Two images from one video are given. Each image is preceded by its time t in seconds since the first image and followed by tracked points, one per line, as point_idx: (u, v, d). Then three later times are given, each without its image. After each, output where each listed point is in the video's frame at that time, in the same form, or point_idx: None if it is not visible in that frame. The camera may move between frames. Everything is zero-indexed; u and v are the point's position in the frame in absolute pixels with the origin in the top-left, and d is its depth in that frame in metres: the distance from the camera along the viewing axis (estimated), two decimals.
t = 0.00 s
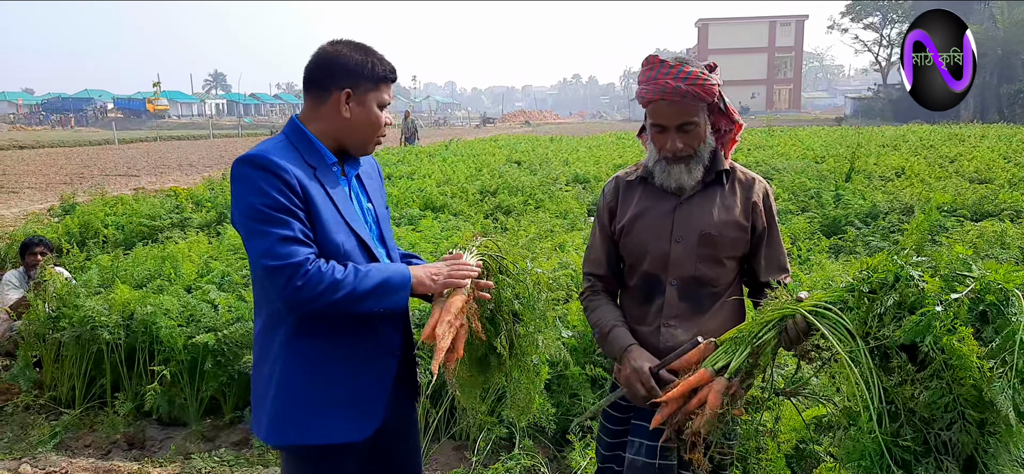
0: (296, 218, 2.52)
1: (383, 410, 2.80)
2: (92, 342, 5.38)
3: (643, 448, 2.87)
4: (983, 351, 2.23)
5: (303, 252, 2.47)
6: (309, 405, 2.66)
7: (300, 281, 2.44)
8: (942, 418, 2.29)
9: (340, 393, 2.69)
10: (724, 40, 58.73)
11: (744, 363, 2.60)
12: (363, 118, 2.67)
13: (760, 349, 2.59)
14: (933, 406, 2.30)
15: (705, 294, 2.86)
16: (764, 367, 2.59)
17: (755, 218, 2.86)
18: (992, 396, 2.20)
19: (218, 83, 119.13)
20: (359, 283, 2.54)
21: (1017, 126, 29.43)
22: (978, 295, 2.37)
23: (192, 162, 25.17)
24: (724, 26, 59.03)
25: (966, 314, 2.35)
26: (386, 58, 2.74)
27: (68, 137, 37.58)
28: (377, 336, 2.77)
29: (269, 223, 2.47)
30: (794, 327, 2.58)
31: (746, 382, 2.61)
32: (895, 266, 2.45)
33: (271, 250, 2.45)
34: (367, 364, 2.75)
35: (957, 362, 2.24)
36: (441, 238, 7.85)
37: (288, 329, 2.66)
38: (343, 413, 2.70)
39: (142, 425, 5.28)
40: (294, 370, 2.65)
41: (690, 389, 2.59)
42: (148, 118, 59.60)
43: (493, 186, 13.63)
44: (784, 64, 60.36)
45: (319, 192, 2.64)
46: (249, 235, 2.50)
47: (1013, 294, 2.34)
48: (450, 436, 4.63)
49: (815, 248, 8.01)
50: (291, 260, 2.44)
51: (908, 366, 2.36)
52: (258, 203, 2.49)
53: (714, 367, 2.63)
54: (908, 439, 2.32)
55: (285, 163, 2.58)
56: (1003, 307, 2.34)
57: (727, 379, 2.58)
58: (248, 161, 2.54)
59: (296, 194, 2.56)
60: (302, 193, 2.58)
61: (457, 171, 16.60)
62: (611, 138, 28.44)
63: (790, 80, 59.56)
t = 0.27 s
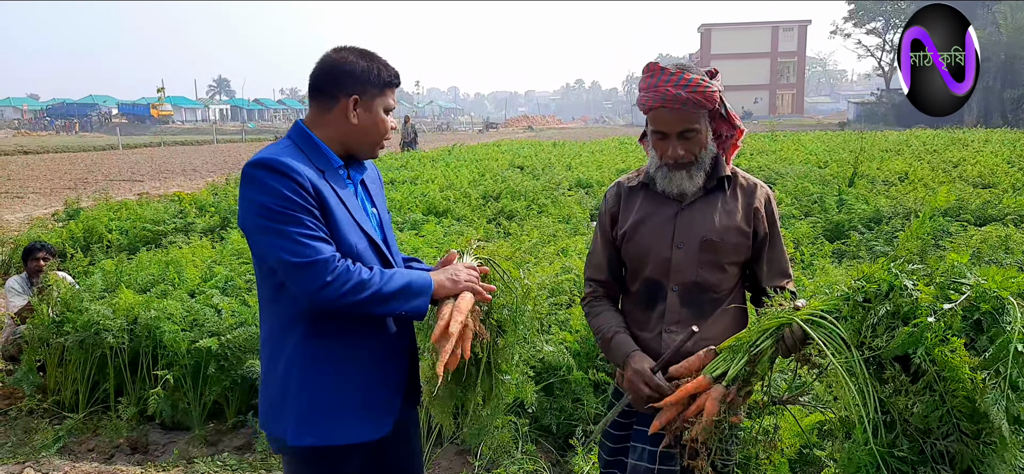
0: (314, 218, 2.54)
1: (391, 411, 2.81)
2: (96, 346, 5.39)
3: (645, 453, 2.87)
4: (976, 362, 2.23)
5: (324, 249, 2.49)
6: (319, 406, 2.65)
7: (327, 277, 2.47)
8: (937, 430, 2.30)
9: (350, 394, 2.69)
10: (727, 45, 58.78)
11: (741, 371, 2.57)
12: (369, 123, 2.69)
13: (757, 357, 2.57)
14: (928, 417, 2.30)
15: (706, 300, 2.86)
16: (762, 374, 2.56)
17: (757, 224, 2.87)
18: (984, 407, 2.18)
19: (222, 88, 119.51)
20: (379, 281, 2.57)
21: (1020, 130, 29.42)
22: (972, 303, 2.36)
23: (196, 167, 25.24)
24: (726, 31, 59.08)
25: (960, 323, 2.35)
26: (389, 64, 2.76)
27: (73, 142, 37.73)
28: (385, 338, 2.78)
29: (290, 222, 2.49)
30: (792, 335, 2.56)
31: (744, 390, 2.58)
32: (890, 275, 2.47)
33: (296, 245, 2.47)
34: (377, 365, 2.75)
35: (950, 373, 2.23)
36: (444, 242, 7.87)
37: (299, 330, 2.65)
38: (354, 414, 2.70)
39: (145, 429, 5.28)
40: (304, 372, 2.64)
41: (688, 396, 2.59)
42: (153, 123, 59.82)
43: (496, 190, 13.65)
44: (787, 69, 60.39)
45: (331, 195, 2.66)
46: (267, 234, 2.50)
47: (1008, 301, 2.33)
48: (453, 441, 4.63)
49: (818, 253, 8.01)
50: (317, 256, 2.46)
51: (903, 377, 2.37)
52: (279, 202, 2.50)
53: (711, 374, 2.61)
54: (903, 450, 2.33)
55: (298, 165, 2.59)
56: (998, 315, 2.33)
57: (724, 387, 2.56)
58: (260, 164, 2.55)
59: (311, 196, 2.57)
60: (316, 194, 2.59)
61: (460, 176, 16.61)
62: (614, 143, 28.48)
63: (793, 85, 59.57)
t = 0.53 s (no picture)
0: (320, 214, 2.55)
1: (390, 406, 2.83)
2: (92, 344, 5.38)
3: (640, 451, 2.88)
4: (978, 375, 2.24)
5: (331, 243, 2.50)
6: (322, 404, 2.65)
7: (338, 268, 2.47)
8: (936, 440, 2.30)
9: (352, 391, 2.69)
10: (724, 43, 58.81)
11: (740, 371, 2.58)
12: (364, 119, 2.67)
13: (757, 358, 2.57)
14: (927, 428, 2.30)
15: (702, 299, 2.86)
16: (760, 374, 2.56)
17: (753, 224, 2.87)
18: (985, 421, 2.20)
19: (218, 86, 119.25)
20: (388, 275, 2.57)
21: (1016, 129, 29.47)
22: (975, 317, 2.36)
23: (193, 165, 25.19)
24: (724, 29, 59.10)
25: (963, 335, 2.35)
26: (385, 60, 2.74)
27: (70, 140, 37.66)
28: (387, 334, 2.80)
29: (299, 217, 2.49)
30: (792, 337, 2.57)
31: (742, 390, 2.58)
32: (896, 285, 2.45)
33: (300, 241, 2.47)
34: (379, 362, 2.77)
35: (953, 386, 2.24)
36: (441, 240, 7.86)
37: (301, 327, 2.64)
38: (356, 411, 2.71)
39: (141, 427, 5.27)
40: (307, 369, 2.64)
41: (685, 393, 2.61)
42: (149, 120, 59.70)
43: (493, 189, 13.64)
44: (784, 67, 60.43)
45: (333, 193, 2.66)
46: (271, 229, 2.50)
47: (1011, 317, 2.34)
48: (450, 440, 4.63)
49: (815, 251, 8.03)
50: (325, 249, 2.47)
51: (903, 385, 2.35)
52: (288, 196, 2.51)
53: (709, 373, 2.63)
54: (899, 459, 2.32)
55: (299, 163, 2.59)
56: (1000, 330, 2.35)
57: (722, 387, 2.57)
58: (262, 161, 2.54)
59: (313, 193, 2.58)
60: (317, 191, 2.60)
61: (458, 174, 16.59)
62: (611, 141, 28.50)
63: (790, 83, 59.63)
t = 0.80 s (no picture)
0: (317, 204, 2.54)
1: (394, 401, 2.81)
2: (85, 345, 5.35)
3: (637, 453, 2.88)
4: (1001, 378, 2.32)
5: (328, 230, 2.48)
6: (324, 399, 2.64)
7: (338, 252, 2.44)
8: (962, 442, 2.34)
9: (354, 385, 2.68)
10: (720, 44, 58.92)
11: (754, 378, 2.54)
12: (342, 115, 2.62)
13: (769, 364, 2.55)
14: (954, 430, 2.34)
15: (698, 301, 2.85)
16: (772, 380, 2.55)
17: (749, 225, 2.87)
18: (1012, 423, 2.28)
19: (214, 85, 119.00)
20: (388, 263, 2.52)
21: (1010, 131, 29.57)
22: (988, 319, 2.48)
23: (188, 164, 25.10)
24: (719, 30, 59.18)
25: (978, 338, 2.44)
26: (369, 53, 2.68)
27: (65, 139, 37.53)
28: (387, 329, 2.79)
29: (296, 207, 2.49)
30: (805, 342, 2.56)
31: (756, 396, 2.55)
32: (908, 288, 2.49)
33: (298, 235, 2.46)
34: (380, 355, 2.75)
35: (978, 389, 2.30)
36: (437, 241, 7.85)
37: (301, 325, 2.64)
38: (359, 406, 2.69)
39: (135, 428, 5.24)
40: (308, 364, 2.63)
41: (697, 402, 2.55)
42: (144, 119, 59.50)
43: (489, 189, 13.63)
44: (780, 68, 60.53)
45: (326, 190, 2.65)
46: (269, 226, 2.50)
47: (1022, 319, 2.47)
48: (445, 440, 4.63)
49: (810, 252, 8.05)
50: (323, 236, 2.45)
51: (926, 389, 2.39)
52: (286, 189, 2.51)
53: (721, 381, 2.58)
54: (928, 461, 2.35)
55: (291, 162, 2.59)
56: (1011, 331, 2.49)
57: (737, 394, 2.53)
58: (253, 162, 2.54)
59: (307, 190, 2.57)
60: (311, 189, 2.59)
61: (453, 174, 16.57)
62: (607, 142, 28.51)
63: (785, 84, 59.75)
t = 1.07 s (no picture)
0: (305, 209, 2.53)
1: (387, 409, 2.78)
2: (78, 351, 5.31)
3: (633, 461, 2.89)
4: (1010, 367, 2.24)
5: (315, 234, 2.47)
6: (316, 406, 2.62)
7: (323, 255, 2.42)
8: (982, 437, 2.28)
9: (346, 392, 2.66)
10: (714, 49, 59.15)
11: (767, 391, 2.53)
12: (330, 118, 2.62)
13: (779, 376, 2.54)
14: (972, 426, 2.28)
15: (694, 304, 2.85)
16: (785, 391, 2.54)
17: (744, 232, 2.87)
18: None
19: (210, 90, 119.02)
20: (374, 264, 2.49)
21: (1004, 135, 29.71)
22: (989, 308, 2.39)
23: (183, 170, 25.05)
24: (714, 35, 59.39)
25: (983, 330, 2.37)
26: (354, 53, 2.67)
27: (60, 144, 37.48)
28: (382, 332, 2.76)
29: (283, 212, 2.48)
30: (811, 350, 2.55)
31: (770, 409, 2.54)
32: (907, 287, 2.47)
33: (283, 240, 2.44)
34: (372, 362, 2.72)
35: (990, 383, 2.23)
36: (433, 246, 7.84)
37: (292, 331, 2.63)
38: (351, 413, 2.67)
39: (128, 435, 5.21)
40: (299, 370, 2.62)
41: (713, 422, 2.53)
42: (139, 124, 59.38)
43: (484, 194, 13.63)
44: (774, 73, 60.75)
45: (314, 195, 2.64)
46: (256, 233, 2.49)
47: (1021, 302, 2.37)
48: (441, 446, 4.61)
49: (805, 257, 8.07)
50: (310, 239, 2.44)
51: (938, 387, 2.36)
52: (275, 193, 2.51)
53: (733, 397, 2.56)
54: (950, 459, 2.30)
55: (278, 168, 2.57)
56: (1013, 316, 2.37)
57: (751, 409, 2.51)
58: (240, 170, 2.54)
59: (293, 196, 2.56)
60: (298, 194, 2.58)
61: (449, 179, 16.58)
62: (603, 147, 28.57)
63: (779, 89, 59.97)
